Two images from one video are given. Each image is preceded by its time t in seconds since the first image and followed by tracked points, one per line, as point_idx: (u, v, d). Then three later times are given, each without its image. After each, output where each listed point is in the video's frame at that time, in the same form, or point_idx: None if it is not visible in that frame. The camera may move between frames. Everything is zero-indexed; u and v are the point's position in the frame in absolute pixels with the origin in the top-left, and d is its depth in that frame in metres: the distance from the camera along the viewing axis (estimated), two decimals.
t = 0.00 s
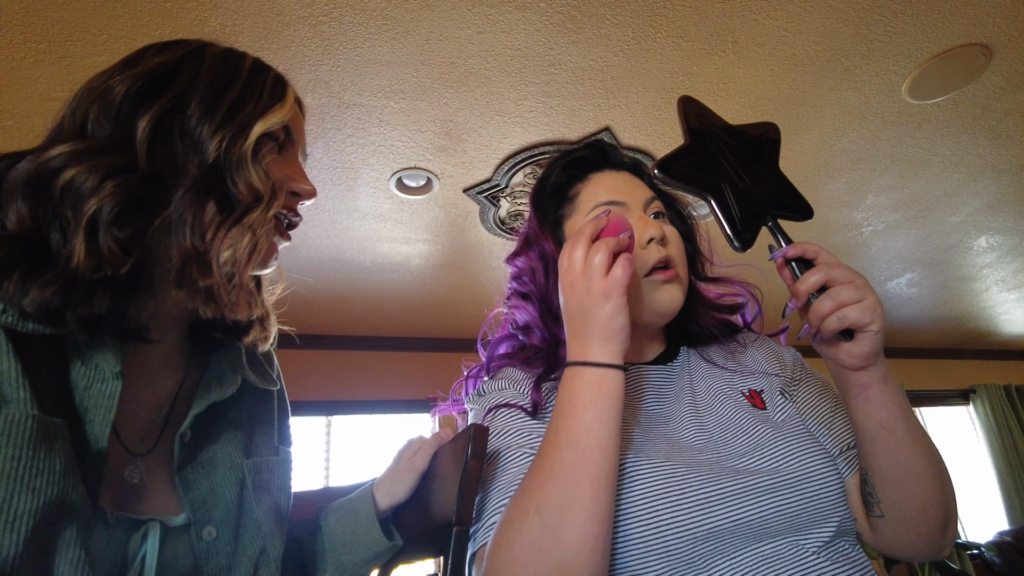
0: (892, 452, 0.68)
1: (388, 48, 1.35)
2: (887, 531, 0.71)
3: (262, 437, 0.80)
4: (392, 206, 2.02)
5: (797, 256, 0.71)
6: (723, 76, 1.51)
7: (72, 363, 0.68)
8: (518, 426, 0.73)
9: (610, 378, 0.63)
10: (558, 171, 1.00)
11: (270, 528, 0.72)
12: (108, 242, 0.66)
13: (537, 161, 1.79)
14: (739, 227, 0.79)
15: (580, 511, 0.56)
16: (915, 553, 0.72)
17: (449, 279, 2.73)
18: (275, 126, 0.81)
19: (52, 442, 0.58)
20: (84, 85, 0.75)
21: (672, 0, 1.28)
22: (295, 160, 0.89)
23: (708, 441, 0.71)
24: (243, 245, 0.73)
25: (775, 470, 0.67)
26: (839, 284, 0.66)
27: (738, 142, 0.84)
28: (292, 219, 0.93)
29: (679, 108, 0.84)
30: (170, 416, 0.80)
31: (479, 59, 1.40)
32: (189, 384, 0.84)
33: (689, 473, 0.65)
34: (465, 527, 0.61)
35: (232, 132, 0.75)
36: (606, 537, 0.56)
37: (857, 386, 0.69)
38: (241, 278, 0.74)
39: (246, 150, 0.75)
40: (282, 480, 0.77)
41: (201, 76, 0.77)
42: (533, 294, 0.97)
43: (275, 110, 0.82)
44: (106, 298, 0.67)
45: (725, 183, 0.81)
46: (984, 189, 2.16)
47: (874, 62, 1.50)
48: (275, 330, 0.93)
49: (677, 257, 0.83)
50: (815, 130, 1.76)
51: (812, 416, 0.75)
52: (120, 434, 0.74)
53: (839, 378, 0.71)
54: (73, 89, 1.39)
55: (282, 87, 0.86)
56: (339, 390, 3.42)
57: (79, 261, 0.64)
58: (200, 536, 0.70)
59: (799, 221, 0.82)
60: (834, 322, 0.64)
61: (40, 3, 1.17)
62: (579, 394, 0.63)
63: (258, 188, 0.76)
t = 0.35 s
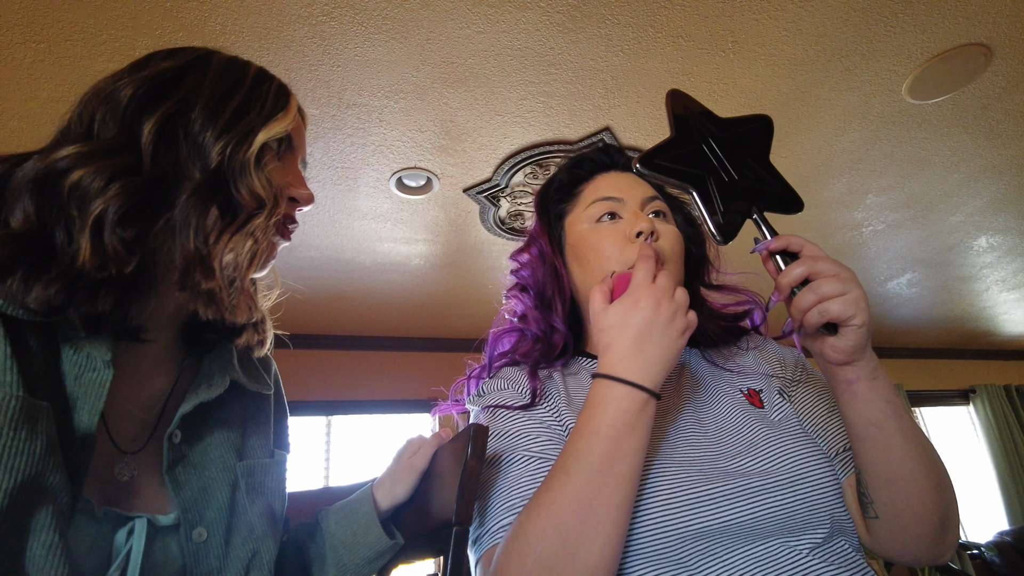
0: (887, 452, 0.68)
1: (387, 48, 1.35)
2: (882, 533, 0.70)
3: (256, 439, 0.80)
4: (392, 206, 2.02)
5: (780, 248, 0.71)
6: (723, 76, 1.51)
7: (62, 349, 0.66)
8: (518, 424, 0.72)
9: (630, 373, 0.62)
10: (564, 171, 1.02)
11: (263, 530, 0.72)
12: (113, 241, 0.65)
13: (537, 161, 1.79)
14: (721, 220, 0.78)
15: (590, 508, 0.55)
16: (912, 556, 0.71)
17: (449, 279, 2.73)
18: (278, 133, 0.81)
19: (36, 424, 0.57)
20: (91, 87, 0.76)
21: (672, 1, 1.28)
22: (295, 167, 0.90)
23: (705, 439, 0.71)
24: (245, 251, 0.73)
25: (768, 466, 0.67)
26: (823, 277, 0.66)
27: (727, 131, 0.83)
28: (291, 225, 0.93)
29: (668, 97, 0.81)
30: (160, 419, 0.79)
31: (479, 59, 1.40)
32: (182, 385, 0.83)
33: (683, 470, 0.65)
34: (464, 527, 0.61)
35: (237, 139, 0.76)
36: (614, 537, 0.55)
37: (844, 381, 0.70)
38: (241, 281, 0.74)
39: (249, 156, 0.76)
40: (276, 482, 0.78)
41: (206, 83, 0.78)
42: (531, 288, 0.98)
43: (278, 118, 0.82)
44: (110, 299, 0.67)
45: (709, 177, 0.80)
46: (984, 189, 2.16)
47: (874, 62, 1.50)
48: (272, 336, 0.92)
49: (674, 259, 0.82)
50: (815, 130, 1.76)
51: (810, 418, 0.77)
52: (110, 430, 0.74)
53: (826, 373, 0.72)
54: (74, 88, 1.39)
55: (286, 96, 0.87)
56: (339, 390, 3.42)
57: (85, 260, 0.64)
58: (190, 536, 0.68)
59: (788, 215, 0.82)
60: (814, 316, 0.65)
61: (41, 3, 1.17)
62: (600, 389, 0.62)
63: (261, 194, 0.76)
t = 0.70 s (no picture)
0: (888, 449, 0.68)
1: (388, 48, 1.35)
2: (883, 531, 0.71)
3: (254, 439, 0.79)
4: (392, 206, 2.02)
5: (777, 251, 0.70)
6: (722, 76, 1.51)
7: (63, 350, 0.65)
8: (536, 398, 0.72)
9: (645, 369, 0.60)
10: (565, 174, 1.01)
11: (260, 531, 0.72)
12: (127, 249, 0.66)
13: (537, 160, 1.79)
14: (718, 223, 0.77)
15: (599, 506, 0.53)
16: (910, 553, 0.72)
17: (449, 279, 2.73)
18: (281, 141, 0.82)
19: (23, 427, 0.54)
20: (95, 98, 0.75)
21: (671, 1, 1.28)
22: (297, 172, 0.90)
23: (709, 440, 0.71)
24: (251, 257, 0.76)
25: (774, 465, 0.66)
26: (819, 279, 0.66)
27: (722, 138, 0.82)
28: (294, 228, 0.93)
29: (664, 104, 0.81)
30: (159, 423, 0.79)
31: (479, 59, 1.40)
32: (181, 388, 0.83)
33: (688, 468, 0.65)
34: (464, 527, 0.61)
35: (241, 148, 0.76)
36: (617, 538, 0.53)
37: (842, 379, 0.70)
38: (249, 285, 0.76)
39: (254, 164, 0.77)
40: (273, 483, 0.77)
41: (208, 94, 0.79)
42: (541, 289, 0.95)
43: (279, 126, 0.83)
44: (122, 304, 0.67)
45: (705, 183, 0.79)
46: (984, 189, 2.16)
47: (874, 62, 1.50)
48: (271, 340, 0.90)
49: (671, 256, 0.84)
50: (815, 129, 1.76)
51: (809, 418, 0.76)
52: (111, 431, 0.74)
53: (826, 374, 0.72)
54: (74, 88, 1.39)
55: (285, 104, 0.87)
56: (339, 390, 3.42)
57: (99, 267, 0.64)
58: (186, 536, 0.68)
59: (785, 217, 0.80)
60: (812, 317, 0.64)
61: (41, 4, 1.17)
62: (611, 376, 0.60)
63: (266, 201, 0.77)
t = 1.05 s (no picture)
0: (891, 451, 0.68)
1: (387, 48, 1.35)
2: (886, 533, 0.71)
3: (258, 444, 0.80)
4: (392, 206, 2.03)
5: (783, 252, 0.70)
6: (722, 76, 1.51)
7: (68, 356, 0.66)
8: (540, 398, 0.71)
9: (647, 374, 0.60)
10: (574, 172, 0.99)
11: (262, 535, 0.71)
12: (126, 256, 0.65)
13: (537, 160, 1.79)
14: (726, 226, 0.77)
15: (597, 511, 0.53)
16: (914, 557, 0.72)
17: (450, 279, 2.73)
18: (281, 145, 0.81)
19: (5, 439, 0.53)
20: (97, 109, 0.75)
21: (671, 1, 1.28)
22: (299, 176, 0.89)
23: (713, 441, 0.71)
24: (252, 259, 0.73)
25: (777, 467, 0.66)
26: (824, 280, 0.65)
27: (732, 139, 0.82)
28: (299, 233, 0.92)
29: (674, 108, 0.81)
30: (167, 425, 0.79)
31: (479, 59, 1.40)
32: (190, 389, 0.84)
33: (692, 468, 0.64)
34: (464, 527, 0.62)
35: (241, 153, 0.76)
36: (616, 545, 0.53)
37: (847, 381, 0.70)
38: (249, 289, 0.74)
39: (254, 168, 0.76)
40: (277, 487, 0.77)
41: (210, 100, 0.78)
42: (548, 287, 0.95)
43: (279, 131, 0.82)
44: (125, 311, 0.67)
45: (714, 183, 0.79)
46: (984, 189, 2.16)
47: (874, 61, 1.50)
48: (277, 344, 0.91)
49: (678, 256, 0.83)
50: (815, 130, 1.76)
51: (816, 420, 0.75)
52: (117, 427, 0.74)
53: (830, 375, 0.72)
54: (73, 88, 1.39)
55: (286, 109, 0.86)
56: (339, 390, 3.42)
57: (99, 275, 0.64)
58: (187, 539, 0.68)
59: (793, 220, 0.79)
60: (817, 317, 0.64)
61: (41, 4, 1.17)
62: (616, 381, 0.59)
63: (266, 205, 0.76)
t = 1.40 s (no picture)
0: (895, 454, 0.68)
1: (387, 48, 1.35)
2: (890, 536, 0.71)
3: (263, 445, 0.79)
4: (392, 206, 2.02)
5: (791, 252, 0.70)
6: (722, 76, 1.51)
7: (79, 356, 0.66)
8: (543, 397, 0.71)
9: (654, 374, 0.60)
10: (581, 170, 0.99)
11: (267, 535, 0.71)
12: (137, 261, 0.65)
13: (537, 160, 1.79)
14: (733, 223, 0.75)
15: (600, 514, 0.53)
16: (916, 559, 0.72)
17: (450, 279, 2.73)
18: (287, 151, 0.81)
19: (18, 440, 0.53)
20: (105, 115, 0.75)
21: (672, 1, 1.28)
22: (304, 181, 0.89)
23: (718, 441, 0.70)
24: (261, 265, 0.73)
25: (782, 468, 0.66)
26: (832, 281, 0.65)
27: (740, 141, 0.82)
28: (303, 237, 0.92)
29: (683, 104, 0.81)
30: (176, 424, 0.80)
31: (479, 59, 1.40)
32: (196, 390, 0.83)
33: (696, 469, 0.64)
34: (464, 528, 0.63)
35: (248, 159, 0.76)
36: (619, 551, 0.53)
37: (853, 383, 0.69)
38: (258, 295, 0.73)
39: (261, 174, 0.76)
40: (282, 489, 0.76)
41: (216, 106, 0.78)
42: (552, 283, 0.94)
43: (285, 136, 0.82)
44: (137, 315, 0.67)
45: (722, 183, 0.78)
46: (985, 189, 2.16)
47: (874, 62, 1.50)
48: (282, 347, 0.89)
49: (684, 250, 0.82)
50: (815, 130, 1.76)
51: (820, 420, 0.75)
52: (127, 429, 0.75)
53: (837, 377, 0.71)
54: (73, 88, 1.39)
55: (290, 114, 0.86)
56: (339, 390, 3.42)
57: (112, 280, 0.64)
58: (194, 539, 0.69)
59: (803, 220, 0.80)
60: (824, 319, 0.64)
61: (41, 4, 1.17)
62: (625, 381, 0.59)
63: (273, 211, 0.76)
